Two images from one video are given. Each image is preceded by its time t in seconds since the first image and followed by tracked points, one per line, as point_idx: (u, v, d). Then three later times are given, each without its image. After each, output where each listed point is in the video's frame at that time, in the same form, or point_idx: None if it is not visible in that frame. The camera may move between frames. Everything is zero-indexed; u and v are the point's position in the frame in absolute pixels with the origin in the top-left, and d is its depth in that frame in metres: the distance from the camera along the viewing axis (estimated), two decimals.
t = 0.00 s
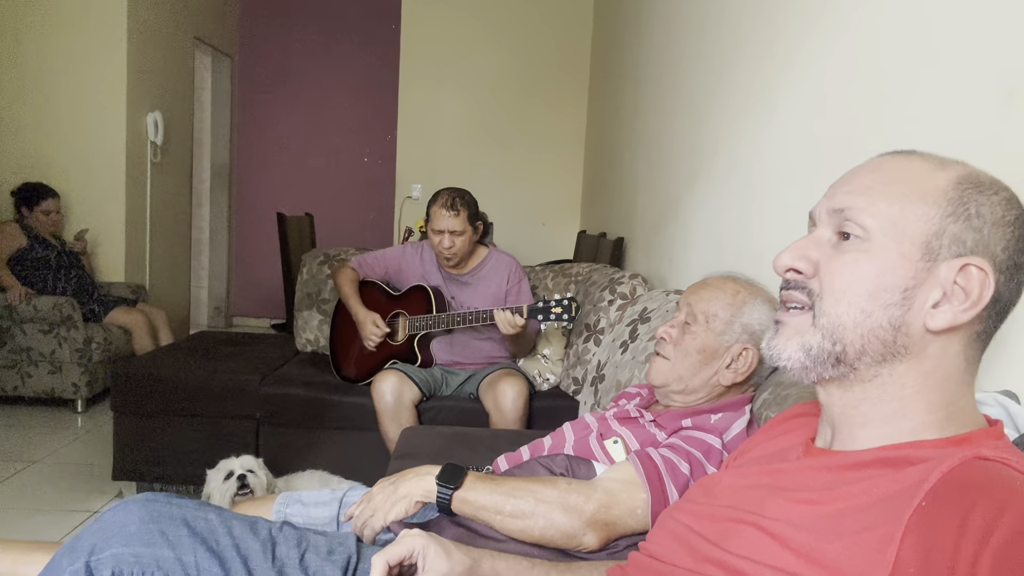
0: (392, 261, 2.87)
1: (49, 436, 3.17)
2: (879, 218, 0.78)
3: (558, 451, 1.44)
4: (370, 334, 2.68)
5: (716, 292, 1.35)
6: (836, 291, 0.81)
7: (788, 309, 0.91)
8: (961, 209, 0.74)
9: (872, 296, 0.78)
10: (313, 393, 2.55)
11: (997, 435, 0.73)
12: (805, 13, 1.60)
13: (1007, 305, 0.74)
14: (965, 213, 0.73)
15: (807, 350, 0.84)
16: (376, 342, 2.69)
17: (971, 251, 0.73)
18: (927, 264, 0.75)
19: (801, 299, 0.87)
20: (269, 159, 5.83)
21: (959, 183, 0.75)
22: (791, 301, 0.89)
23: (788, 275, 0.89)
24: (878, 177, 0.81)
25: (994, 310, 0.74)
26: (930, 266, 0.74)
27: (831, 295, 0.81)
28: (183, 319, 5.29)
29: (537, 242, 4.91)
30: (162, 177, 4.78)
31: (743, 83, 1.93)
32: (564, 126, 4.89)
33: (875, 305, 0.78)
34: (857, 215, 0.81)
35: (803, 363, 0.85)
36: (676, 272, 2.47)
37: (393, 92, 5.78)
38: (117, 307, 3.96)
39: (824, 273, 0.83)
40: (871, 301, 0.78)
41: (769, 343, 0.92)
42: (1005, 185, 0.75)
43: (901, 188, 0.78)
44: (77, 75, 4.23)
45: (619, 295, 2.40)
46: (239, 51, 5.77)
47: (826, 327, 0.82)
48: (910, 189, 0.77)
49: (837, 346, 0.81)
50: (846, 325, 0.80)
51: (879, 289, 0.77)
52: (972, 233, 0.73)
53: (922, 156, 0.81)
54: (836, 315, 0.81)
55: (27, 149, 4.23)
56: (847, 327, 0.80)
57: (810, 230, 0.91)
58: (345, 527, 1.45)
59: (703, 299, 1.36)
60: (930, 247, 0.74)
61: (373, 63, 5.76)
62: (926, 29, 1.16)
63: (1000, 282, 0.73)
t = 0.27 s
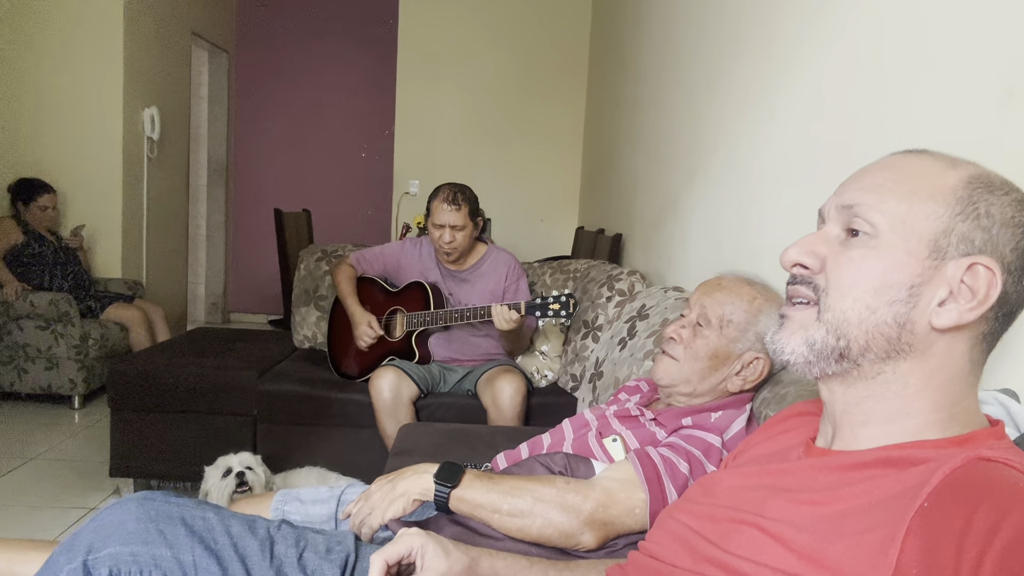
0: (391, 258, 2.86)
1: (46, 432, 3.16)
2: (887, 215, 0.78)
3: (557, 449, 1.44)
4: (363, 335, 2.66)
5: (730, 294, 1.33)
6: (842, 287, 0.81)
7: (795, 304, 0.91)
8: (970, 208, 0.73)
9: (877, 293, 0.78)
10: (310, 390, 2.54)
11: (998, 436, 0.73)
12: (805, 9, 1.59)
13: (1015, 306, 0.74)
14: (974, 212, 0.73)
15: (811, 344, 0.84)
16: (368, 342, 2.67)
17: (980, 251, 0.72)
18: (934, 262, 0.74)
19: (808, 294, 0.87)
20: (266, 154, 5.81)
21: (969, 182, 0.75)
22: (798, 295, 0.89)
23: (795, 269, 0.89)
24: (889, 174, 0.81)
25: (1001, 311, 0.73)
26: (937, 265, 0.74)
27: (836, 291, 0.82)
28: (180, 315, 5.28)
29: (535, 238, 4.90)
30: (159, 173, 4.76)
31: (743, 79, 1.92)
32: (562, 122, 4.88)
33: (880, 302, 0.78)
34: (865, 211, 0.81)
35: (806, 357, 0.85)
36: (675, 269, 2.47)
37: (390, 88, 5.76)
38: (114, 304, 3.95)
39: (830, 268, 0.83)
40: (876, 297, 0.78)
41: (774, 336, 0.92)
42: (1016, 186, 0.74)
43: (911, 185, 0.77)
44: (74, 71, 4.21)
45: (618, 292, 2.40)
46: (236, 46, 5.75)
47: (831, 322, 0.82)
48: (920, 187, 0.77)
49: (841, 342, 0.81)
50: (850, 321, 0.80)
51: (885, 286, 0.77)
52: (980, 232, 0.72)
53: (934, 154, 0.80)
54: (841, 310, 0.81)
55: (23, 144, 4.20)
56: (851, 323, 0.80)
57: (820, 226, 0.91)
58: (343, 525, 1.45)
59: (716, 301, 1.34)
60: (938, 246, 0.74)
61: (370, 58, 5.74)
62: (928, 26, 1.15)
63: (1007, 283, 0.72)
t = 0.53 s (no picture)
0: (389, 256, 2.87)
1: (44, 431, 3.16)
2: (884, 215, 0.78)
3: (556, 448, 1.43)
4: (371, 320, 2.66)
5: (746, 296, 1.32)
6: (840, 287, 0.80)
7: (793, 305, 0.91)
8: (967, 206, 0.73)
9: (875, 293, 0.77)
10: (308, 389, 2.54)
11: (998, 435, 0.73)
12: (805, 8, 1.59)
13: (1014, 305, 0.73)
14: (971, 211, 0.72)
15: (809, 345, 0.84)
16: (375, 330, 2.67)
17: (978, 249, 0.72)
18: (931, 262, 0.74)
19: (805, 295, 0.87)
20: (264, 153, 5.81)
21: (966, 180, 0.74)
22: (795, 296, 0.89)
23: (792, 271, 0.89)
24: (886, 174, 0.81)
25: (1000, 309, 0.73)
26: (935, 264, 0.74)
27: (834, 291, 0.81)
28: (178, 313, 5.27)
29: (534, 237, 4.89)
30: (157, 171, 4.75)
31: (742, 80, 1.92)
32: (561, 121, 4.87)
33: (878, 302, 0.77)
34: (862, 211, 0.81)
35: (805, 358, 0.85)
36: (674, 268, 2.47)
37: (389, 87, 5.76)
38: (112, 302, 3.94)
39: (828, 269, 0.83)
40: (874, 297, 0.78)
41: (773, 338, 0.92)
42: (1015, 185, 0.74)
43: (908, 185, 0.77)
44: (72, 69, 4.20)
45: (616, 290, 2.40)
46: (234, 45, 5.74)
47: (829, 324, 0.82)
48: (917, 186, 0.77)
49: (839, 343, 0.81)
50: (848, 322, 0.80)
51: (883, 286, 0.77)
52: (978, 230, 0.72)
53: (932, 154, 0.80)
54: (839, 311, 0.81)
55: (20, 143, 4.19)
56: (849, 324, 0.80)
57: (818, 227, 0.91)
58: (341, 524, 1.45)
59: (731, 304, 1.33)
60: (936, 245, 0.74)
61: (368, 57, 5.73)
62: (929, 26, 1.15)
63: (1007, 281, 0.71)
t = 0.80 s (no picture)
0: (387, 255, 2.87)
1: (42, 429, 3.15)
2: (868, 215, 0.78)
3: (556, 446, 1.43)
4: (361, 330, 2.66)
5: (745, 293, 1.32)
6: (828, 290, 0.81)
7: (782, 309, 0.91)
8: (951, 204, 0.73)
9: (863, 295, 0.78)
10: (306, 387, 2.54)
11: (995, 432, 0.73)
12: (805, 8, 1.59)
13: (1002, 299, 0.73)
14: (955, 208, 0.73)
15: (801, 351, 0.84)
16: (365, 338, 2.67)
17: (963, 246, 0.72)
18: (917, 260, 0.74)
19: (793, 299, 0.87)
20: (263, 151, 5.80)
21: (949, 177, 0.75)
22: (784, 300, 0.89)
23: (780, 275, 0.89)
24: (867, 173, 0.81)
25: (989, 304, 0.73)
26: (921, 262, 0.74)
27: (823, 295, 0.81)
28: (177, 312, 5.27)
29: (533, 235, 4.89)
30: (156, 169, 4.75)
31: (741, 79, 1.92)
32: (560, 119, 4.87)
33: (867, 304, 0.77)
34: (845, 212, 0.81)
35: (796, 363, 0.85)
36: (673, 266, 2.47)
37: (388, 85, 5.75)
38: (110, 301, 3.93)
39: (816, 272, 0.83)
40: (863, 299, 0.78)
41: (764, 343, 0.92)
42: (997, 179, 0.75)
43: (891, 184, 0.78)
44: (71, 67, 4.19)
45: (615, 289, 2.40)
46: (233, 43, 5.73)
47: (818, 328, 0.82)
48: (899, 185, 0.77)
49: (830, 346, 0.81)
50: (838, 325, 0.80)
51: (871, 288, 0.77)
52: (962, 227, 0.72)
53: (912, 151, 0.81)
54: (828, 315, 0.81)
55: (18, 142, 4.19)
56: (838, 327, 0.80)
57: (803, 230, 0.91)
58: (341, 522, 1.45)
59: (733, 302, 1.33)
60: (921, 243, 0.74)
61: (367, 55, 5.72)
62: (929, 24, 1.15)
63: (993, 275, 0.72)
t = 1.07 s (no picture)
0: (388, 255, 2.87)
1: (43, 429, 3.16)
2: (875, 214, 0.78)
3: (556, 445, 1.44)
4: (364, 331, 2.65)
5: (742, 290, 1.33)
6: (833, 289, 0.81)
7: (784, 305, 0.91)
8: (958, 205, 0.73)
9: (868, 295, 0.78)
10: (307, 387, 2.54)
11: (995, 429, 0.73)
12: (806, 8, 1.59)
13: (1004, 301, 0.74)
14: (962, 209, 0.73)
15: (805, 360, 0.85)
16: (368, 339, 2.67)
17: (969, 248, 0.72)
18: (923, 261, 0.74)
19: (797, 296, 0.87)
20: (264, 152, 5.81)
21: (957, 178, 0.75)
22: (787, 296, 0.89)
23: (784, 270, 0.88)
24: (876, 171, 0.81)
25: (991, 307, 0.73)
26: (928, 263, 0.74)
27: (827, 295, 0.82)
28: (177, 312, 5.28)
29: (534, 236, 4.89)
30: (156, 170, 4.76)
31: (742, 79, 1.93)
32: (561, 121, 4.88)
33: (871, 304, 0.78)
34: (853, 209, 0.81)
35: (799, 361, 0.85)
36: (673, 267, 2.47)
37: (388, 87, 5.76)
38: (111, 301, 3.94)
39: (820, 270, 0.83)
40: (867, 299, 0.78)
41: (766, 339, 0.92)
42: (1004, 181, 0.75)
43: (899, 182, 0.78)
44: (72, 67, 4.20)
45: (616, 290, 2.40)
46: (234, 44, 5.74)
47: (822, 327, 0.82)
48: (907, 183, 0.77)
49: (833, 346, 0.81)
50: (841, 325, 0.80)
51: (876, 287, 0.77)
52: (968, 229, 0.73)
53: (920, 150, 0.81)
54: (832, 313, 0.81)
55: (19, 142, 4.19)
56: (842, 327, 0.80)
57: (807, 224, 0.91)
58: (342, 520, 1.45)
59: (732, 299, 1.34)
60: (928, 244, 0.74)
61: (368, 56, 5.73)
62: (929, 25, 1.16)
63: (997, 278, 0.73)
